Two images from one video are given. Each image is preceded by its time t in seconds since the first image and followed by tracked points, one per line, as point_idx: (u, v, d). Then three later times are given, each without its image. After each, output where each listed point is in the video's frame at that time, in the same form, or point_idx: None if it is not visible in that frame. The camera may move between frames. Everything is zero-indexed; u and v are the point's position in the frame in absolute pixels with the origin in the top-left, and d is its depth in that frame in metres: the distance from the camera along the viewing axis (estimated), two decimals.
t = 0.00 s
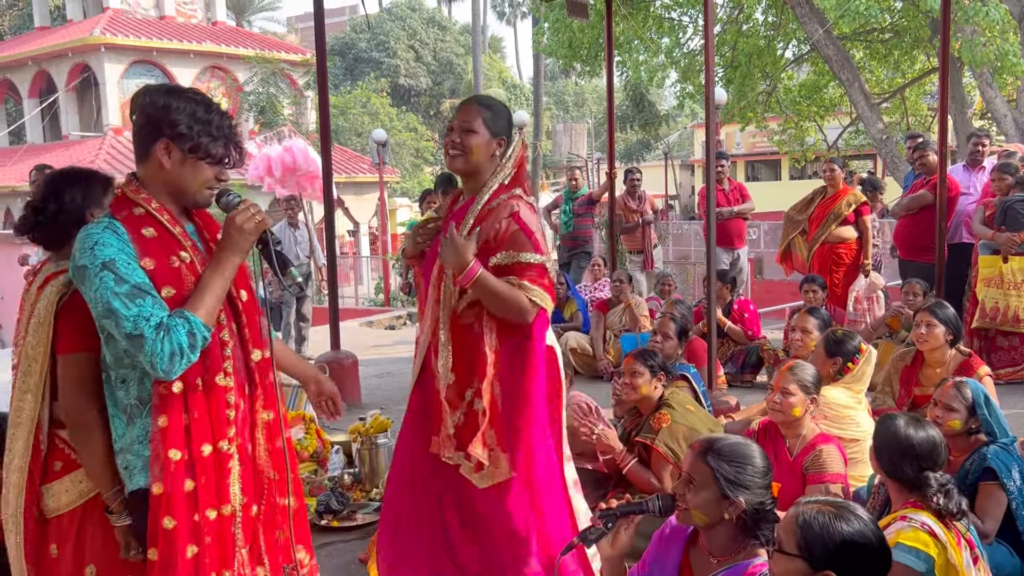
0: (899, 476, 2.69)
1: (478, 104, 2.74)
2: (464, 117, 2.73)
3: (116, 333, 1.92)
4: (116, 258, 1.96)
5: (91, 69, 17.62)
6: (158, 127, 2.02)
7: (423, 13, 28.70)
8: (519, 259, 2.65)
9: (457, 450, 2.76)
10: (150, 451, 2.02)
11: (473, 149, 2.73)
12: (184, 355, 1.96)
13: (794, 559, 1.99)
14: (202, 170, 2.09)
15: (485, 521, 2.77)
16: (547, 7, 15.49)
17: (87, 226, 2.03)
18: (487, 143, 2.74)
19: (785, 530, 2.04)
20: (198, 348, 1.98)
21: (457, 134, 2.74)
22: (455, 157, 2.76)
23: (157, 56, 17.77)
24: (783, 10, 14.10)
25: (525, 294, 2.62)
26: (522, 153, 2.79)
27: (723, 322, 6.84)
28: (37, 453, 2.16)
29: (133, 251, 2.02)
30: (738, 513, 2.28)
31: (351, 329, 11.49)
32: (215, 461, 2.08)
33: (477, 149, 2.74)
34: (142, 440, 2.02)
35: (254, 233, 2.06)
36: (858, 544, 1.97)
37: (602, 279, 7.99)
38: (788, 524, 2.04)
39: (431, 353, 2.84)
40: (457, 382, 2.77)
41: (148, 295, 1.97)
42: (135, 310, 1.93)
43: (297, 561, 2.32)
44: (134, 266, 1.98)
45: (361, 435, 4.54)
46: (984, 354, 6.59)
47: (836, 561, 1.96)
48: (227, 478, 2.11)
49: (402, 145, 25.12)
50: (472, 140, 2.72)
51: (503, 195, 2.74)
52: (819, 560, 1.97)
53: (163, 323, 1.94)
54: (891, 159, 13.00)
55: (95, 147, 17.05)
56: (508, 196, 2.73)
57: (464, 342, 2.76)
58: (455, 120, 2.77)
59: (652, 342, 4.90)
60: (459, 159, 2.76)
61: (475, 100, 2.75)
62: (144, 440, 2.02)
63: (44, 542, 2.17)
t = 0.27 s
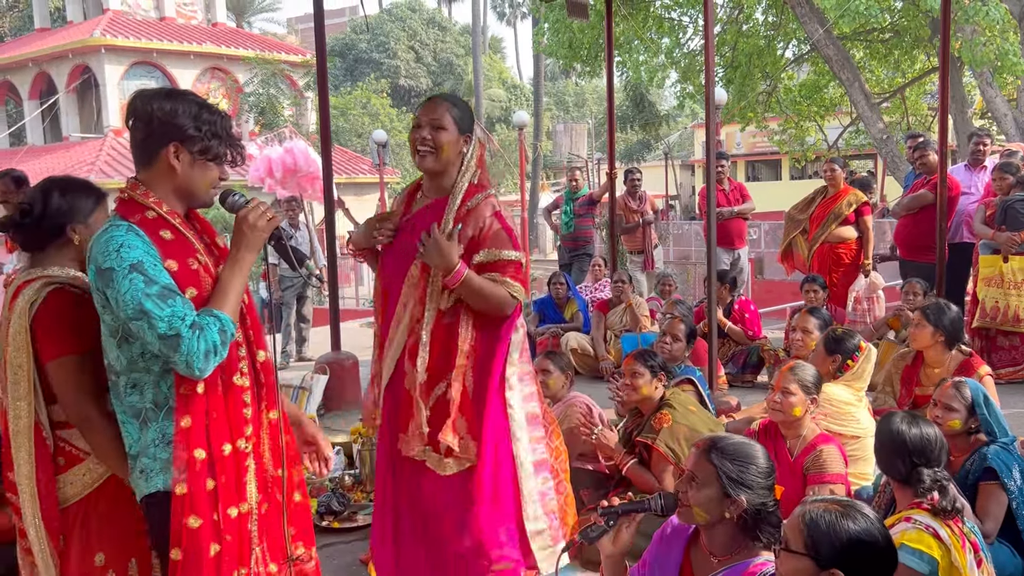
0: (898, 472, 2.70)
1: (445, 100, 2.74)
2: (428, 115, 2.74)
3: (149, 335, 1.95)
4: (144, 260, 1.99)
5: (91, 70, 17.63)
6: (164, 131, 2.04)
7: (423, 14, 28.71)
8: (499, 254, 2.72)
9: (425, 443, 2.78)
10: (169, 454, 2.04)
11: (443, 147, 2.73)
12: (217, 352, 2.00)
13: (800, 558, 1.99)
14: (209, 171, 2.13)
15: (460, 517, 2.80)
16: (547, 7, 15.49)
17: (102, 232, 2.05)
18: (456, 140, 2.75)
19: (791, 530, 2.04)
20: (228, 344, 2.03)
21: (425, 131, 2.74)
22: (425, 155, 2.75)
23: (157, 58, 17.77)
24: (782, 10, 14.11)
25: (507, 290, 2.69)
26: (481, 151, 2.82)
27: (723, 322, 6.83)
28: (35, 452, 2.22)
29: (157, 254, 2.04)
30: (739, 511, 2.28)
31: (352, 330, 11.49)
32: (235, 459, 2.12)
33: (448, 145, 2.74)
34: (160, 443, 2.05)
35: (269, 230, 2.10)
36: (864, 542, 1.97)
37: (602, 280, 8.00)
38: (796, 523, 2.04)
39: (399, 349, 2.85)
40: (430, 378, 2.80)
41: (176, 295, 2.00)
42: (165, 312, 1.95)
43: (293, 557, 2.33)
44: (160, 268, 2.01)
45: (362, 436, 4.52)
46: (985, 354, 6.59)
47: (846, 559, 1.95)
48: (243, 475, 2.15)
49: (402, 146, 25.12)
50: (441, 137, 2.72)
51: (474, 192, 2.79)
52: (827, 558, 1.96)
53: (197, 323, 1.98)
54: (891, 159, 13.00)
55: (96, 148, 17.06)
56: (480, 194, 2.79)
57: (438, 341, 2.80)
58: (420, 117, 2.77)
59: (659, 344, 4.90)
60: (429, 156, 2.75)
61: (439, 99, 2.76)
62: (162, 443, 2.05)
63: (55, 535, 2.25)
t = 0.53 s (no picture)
0: (901, 473, 2.69)
1: (424, 104, 2.77)
2: (410, 121, 2.75)
3: (160, 331, 1.99)
4: (155, 257, 2.03)
5: (91, 72, 17.64)
6: (161, 131, 2.07)
7: (423, 15, 28.72)
8: (507, 243, 2.86)
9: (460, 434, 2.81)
10: (176, 449, 2.10)
11: (432, 152, 2.79)
12: (228, 347, 2.06)
13: (803, 560, 1.99)
14: (208, 168, 2.15)
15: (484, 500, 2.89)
16: (547, 8, 15.49)
17: (109, 232, 2.08)
18: (441, 145, 2.80)
19: (793, 532, 2.04)
20: (238, 337, 2.09)
21: (407, 138, 2.76)
22: (415, 162, 2.79)
23: (157, 59, 17.78)
24: (783, 10, 14.12)
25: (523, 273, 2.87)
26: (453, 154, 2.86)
27: (723, 322, 6.83)
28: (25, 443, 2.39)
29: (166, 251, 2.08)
30: (734, 512, 2.28)
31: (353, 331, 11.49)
32: (247, 453, 2.19)
33: (436, 152, 2.79)
34: (167, 438, 2.11)
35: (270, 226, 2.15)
36: (866, 543, 1.97)
37: (603, 280, 8.01)
38: (797, 525, 2.04)
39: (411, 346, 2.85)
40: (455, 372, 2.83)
41: (186, 292, 2.04)
42: (175, 307, 2.00)
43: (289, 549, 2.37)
44: (169, 265, 2.05)
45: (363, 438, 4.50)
46: (986, 354, 6.58)
47: (847, 561, 1.96)
48: (251, 474, 2.20)
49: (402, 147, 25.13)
50: (428, 143, 2.77)
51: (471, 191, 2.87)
52: (830, 560, 1.97)
53: (208, 318, 2.03)
54: (891, 159, 12.99)
55: (96, 149, 17.07)
56: (477, 190, 2.86)
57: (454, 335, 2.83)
58: (399, 122, 2.78)
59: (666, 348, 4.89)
60: (419, 164, 2.79)
61: (416, 103, 2.78)
62: (169, 439, 2.11)
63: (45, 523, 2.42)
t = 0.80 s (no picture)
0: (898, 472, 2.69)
1: (422, 102, 2.76)
2: (407, 121, 2.74)
3: (160, 330, 2.00)
4: (156, 256, 2.04)
5: (91, 74, 17.65)
6: (164, 132, 2.08)
7: (423, 16, 28.74)
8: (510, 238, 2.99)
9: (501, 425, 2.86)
10: (180, 448, 2.12)
11: (433, 151, 2.81)
12: (227, 348, 2.05)
13: (807, 562, 1.99)
14: (211, 169, 2.16)
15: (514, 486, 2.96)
16: (547, 8, 15.51)
17: (115, 230, 2.09)
18: (439, 142, 2.81)
19: (797, 533, 2.04)
20: (238, 339, 2.08)
21: (405, 137, 2.76)
22: (416, 163, 2.79)
23: (157, 61, 17.79)
24: (782, 10, 14.13)
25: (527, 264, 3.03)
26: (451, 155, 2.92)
27: (723, 322, 6.83)
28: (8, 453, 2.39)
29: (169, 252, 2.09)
30: (736, 513, 2.28)
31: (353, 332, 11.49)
32: (250, 452, 2.19)
33: (434, 151, 2.81)
34: (168, 438, 2.12)
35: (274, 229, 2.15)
36: (870, 547, 1.97)
37: (603, 281, 8.02)
38: (802, 526, 2.03)
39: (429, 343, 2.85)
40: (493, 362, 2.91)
41: (187, 291, 2.05)
42: (177, 308, 2.01)
43: (292, 549, 2.35)
44: (171, 264, 2.06)
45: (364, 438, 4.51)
46: (987, 353, 6.58)
47: (850, 563, 1.96)
48: (255, 474, 2.20)
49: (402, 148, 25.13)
50: (428, 143, 2.78)
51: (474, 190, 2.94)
52: (833, 562, 1.97)
53: (207, 319, 2.03)
54: (891, 158, 12.99)
55: (96, 151, 17.08)
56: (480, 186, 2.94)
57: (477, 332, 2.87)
58: (394, 121, 2.77)
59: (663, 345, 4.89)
60: (420, 164, 2.81)
61: (411, 100, 2.77)
62: (170, 438, 2.12)
63: (43, 527, 2.45)
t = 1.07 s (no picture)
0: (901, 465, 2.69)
1: (422, 102, 2.70)
2: (408, 121, 2.67)
3: (173, 333, 2.02)
4: (171, 261, 2.06)
5: (91, 76, 17.66)
6: (174, 138, 2.09)
7: (423, 17, 28.73)
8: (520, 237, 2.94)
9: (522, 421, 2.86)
10: (193, 450, 2.15)
11: (429, 151, 2.72)
12: (239, 350, 2.06)
13: (808, 562, 1.99)
14: (222, 174, 2.17)
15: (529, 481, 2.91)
16: (547, 8, 15.51)
17: (128, 235, 2.10)
18: (438, 141, 2.73)
19: (797, 533, 2.04)
20: (250, 341, 2.09)
21: (405, 139, 2.70)
22: (413, 163, 2.72)
23: (157, 62, 17.81)
24: (782, 10, 14.12)
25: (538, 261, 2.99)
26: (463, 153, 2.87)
27: (724, 322, 6.82)
28: None
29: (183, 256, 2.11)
30: (738, 514, 2.28)
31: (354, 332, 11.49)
32: (259, 453, 2.19)
33: (432, 149, 2.72)
34: (182, 440, 2.15)
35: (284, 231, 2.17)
36: (871, 546, 1.98)
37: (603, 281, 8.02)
38: (802, 526, 2.03)
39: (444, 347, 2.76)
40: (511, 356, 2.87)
41: (200, 294, 2.06)
42: (189, 312, 2.02)
43: (302, 551, 2.35)
44: (183, 267, 2.08)
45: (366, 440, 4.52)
46: (987, 352, 6.59)
47: (852, 564, 1.97)
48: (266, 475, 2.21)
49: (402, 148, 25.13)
50: (428, 141, 2.71)
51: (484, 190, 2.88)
52: (834, 562, 1.97)
53: (220, 321, 2.04)
54: (891, 158, 12.99)
55: (96, 153, 17.09)
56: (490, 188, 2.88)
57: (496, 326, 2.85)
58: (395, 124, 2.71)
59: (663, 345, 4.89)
60: (418, 164, 2.73)
61: (409, 101, 2.70)
62: (184, 441, 2.15)
63: (43, 538, 2.41)
